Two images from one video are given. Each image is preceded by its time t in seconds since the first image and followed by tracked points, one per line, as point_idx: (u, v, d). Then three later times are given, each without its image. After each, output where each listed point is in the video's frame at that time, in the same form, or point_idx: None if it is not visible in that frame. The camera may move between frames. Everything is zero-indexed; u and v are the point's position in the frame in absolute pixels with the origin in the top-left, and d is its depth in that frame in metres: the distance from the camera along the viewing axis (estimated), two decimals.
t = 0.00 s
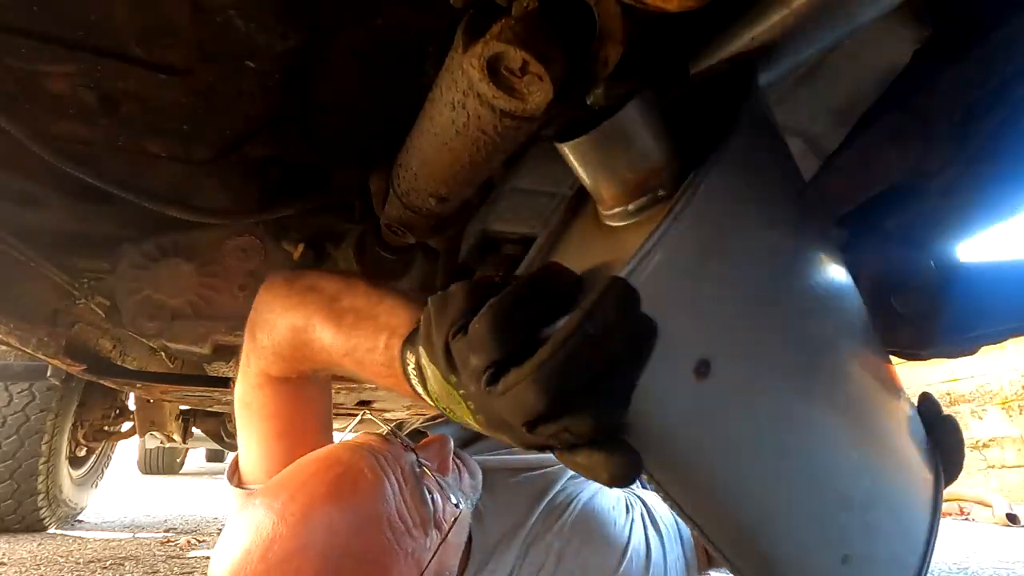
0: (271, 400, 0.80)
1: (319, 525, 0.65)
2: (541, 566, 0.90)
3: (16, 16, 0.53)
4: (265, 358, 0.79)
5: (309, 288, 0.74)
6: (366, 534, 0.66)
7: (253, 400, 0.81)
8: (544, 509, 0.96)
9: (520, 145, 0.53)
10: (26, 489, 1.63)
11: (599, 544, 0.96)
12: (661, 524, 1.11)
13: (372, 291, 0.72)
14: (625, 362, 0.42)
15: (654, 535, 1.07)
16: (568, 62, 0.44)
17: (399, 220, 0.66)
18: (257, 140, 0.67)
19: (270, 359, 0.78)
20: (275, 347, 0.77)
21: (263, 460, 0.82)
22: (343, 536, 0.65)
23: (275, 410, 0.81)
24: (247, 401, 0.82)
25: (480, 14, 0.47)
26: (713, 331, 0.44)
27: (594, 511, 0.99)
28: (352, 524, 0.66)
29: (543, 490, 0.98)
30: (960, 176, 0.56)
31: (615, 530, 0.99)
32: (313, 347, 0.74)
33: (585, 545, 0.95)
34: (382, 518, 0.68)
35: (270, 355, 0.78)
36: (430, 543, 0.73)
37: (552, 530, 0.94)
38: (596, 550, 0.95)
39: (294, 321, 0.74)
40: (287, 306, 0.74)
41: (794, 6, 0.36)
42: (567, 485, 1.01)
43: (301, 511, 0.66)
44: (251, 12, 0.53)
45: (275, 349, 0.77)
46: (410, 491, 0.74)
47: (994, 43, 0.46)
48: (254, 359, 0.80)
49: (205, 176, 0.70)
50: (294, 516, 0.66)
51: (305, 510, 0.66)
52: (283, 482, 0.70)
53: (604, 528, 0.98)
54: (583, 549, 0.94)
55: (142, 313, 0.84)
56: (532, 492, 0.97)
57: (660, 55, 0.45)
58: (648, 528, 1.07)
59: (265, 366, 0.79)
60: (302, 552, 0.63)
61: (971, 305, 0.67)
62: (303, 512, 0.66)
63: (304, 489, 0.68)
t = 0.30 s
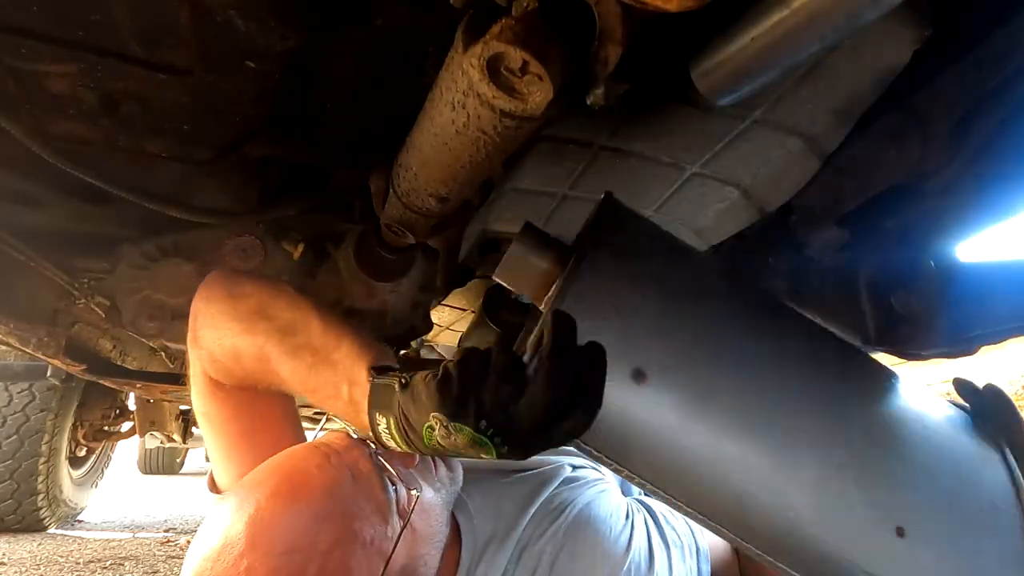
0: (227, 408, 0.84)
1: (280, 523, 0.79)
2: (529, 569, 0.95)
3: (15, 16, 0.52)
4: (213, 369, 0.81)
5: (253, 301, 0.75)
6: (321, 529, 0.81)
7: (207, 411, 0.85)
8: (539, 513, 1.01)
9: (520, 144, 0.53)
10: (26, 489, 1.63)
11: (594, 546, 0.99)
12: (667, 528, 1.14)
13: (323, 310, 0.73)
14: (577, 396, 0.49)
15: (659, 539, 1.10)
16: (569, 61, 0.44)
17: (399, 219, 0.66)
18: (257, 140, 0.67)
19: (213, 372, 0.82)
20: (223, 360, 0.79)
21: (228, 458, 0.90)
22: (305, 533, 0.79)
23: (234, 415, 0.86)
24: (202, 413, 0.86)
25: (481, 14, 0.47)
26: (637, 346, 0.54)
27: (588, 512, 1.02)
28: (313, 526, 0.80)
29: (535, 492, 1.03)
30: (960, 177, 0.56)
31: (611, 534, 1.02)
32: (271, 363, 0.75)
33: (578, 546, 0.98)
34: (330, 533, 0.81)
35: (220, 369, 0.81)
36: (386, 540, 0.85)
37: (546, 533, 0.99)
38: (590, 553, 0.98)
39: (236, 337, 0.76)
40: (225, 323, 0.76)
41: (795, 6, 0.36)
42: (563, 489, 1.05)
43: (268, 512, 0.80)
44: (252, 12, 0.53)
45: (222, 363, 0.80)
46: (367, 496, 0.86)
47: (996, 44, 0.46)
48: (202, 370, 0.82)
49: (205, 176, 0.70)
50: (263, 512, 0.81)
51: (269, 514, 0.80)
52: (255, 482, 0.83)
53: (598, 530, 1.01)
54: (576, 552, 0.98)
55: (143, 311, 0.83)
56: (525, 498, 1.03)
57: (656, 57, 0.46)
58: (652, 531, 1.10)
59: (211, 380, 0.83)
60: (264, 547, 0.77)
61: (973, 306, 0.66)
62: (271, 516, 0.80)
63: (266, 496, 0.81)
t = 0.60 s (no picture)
0: (235, 398, 0.78)
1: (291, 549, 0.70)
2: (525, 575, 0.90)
3: (15, 16, 0.52)
4: (236, 346, 0.76)
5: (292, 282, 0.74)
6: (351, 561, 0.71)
7: (213, 395, 0.79)
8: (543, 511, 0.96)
9: (520, 144, 0.53)
10: (26, 489, 1.63)
11: (593, 552, 0.94)
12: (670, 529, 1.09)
13: (368, 282, 0.78)
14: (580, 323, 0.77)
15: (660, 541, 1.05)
16: (568, 61, 0.44)
17: (399, 219, 0.66)
18: (258, 140, 0.67)
19: (223, 355, 0.76)
20: (253, 337, 0.75)
21: (228, 451, 0.82)
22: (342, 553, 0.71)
23: (235, 404, 0.79)
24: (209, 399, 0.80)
25: (481, 14, 0.47)
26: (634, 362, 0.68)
27: (595, 515, 0.97)
28: (351, 545, 0.72)
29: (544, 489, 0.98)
30: (961, 177, 0.58)
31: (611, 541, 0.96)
32: (340, 333, 0.75)
33: (575, 550, 0.94)
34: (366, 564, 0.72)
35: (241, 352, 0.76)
36: None
37: (546, 534, 0.94)
38: (588, 559, 0.93)
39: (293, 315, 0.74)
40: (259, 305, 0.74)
41: (794, 7, 0.36)
42: (574, 488, 1.00)
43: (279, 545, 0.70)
44: (252, 13, 0.53)
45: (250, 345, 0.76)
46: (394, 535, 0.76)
47: (997, 44, 0.46)
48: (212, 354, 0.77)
49: (205, 176, 0.70)
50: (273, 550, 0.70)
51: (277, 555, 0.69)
52: (268, 503, 0.73)
53: (601, 533, 0.96)
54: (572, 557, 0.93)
55: (144, 312, 0.84)
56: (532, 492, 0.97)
57: (654, 58, 0.46)
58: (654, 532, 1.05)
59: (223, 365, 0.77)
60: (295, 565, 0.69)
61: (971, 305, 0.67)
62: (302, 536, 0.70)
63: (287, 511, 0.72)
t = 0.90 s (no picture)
0: (348, 405, 0.79)
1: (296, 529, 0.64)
2: None
3: (15, 16, 0.52)
4: (374, 355, 0.78)
5: (442, 310, 0.76)
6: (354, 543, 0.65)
7: (316, 389, 0.80)
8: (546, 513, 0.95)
9: (520, 145, 0.52)
10: (26, 489, 1.63)
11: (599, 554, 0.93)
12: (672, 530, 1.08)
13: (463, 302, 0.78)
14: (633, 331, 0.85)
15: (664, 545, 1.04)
16: (568, 61, 0.44)
17: (399, 219, 0.66)
18: (258, 140, 0.67)
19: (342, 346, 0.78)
20: (390, 354, 0.78)
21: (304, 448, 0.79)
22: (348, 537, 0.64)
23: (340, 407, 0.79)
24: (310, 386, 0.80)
25: (480, 14, 0.47)
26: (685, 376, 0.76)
27: (594, 520, 0.96)
28: (363, 519, 0.65)
29: (545, 490, 0.97)
30: (961, 176, 0.58)
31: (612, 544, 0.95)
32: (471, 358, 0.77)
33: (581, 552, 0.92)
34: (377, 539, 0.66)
35: (372, 363, 0.78)
36: (426, 550, 0.69)
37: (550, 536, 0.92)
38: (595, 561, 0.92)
39: (428, 344, 0.76)
40: (400, 325, 0.76)
41: (794, 7, 0.36)
42: (576, 496, 0.99)
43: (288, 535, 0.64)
44: (251, 12, 0.52)
45: (382, 362, 0.78)
46: (401, 498, 0.68)
47: (997, 43, 0.46)
48: (340, 342, 0.78)
49: (205, 176, 0.70)
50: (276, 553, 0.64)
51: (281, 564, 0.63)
52: (283, 483, 0.69)
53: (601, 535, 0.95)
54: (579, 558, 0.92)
55: (144, 312, 0.84)
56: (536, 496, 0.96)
57: (653, 58, 0.46)
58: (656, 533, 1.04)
59: (340, 358, 0.78)
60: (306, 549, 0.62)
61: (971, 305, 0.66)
62: (315, 513, 0.65)
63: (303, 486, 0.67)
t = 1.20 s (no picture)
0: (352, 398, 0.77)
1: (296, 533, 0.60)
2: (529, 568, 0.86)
3: (15, 16, 0.52)
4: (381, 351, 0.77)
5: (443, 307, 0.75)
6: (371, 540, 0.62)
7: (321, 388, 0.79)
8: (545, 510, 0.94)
9: (520, 145, 0.52)
10: (26, 489, 1.63)
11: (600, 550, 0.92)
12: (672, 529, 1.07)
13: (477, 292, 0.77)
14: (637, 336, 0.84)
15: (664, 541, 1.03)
16: (568, 61, 0.44)
17: (399, 219, 0.66)
18: (258, 141, 0.67)
19: (343, 345, 0.78)
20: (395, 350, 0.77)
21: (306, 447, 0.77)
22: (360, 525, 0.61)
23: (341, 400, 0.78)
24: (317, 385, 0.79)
25: (480, 14, 0.47)
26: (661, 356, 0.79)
27: (597, 512, 0.96)
28: (385, 500, 0.64)
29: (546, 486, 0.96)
30: (961, 176, 0.58)
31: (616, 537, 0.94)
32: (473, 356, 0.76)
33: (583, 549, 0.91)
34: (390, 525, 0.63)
35: (377, 361, 0.78)
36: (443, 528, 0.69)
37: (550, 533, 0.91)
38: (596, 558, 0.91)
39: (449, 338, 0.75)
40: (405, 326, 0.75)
41: (795, 7, 0.36)
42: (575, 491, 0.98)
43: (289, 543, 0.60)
44: (251, 12, 0.53)
45: (386, 360, 0.78)
46: (414, 479, 0.68)
47: (996, 43, 0.46)
48: (343, 343, 0.78)
49: (204, 176, 0.70)
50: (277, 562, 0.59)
51: None
52: (283, 480, 0.65)
53: (603, 531, 0.94)
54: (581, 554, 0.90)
55: (144, 312, 0.83)
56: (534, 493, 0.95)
57: (651, 59, 0.46)
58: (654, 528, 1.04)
59: (344, 355, 0.78)
60: (308, 544, 0.58)
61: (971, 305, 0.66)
62: (321, 502, 0.61)
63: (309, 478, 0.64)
